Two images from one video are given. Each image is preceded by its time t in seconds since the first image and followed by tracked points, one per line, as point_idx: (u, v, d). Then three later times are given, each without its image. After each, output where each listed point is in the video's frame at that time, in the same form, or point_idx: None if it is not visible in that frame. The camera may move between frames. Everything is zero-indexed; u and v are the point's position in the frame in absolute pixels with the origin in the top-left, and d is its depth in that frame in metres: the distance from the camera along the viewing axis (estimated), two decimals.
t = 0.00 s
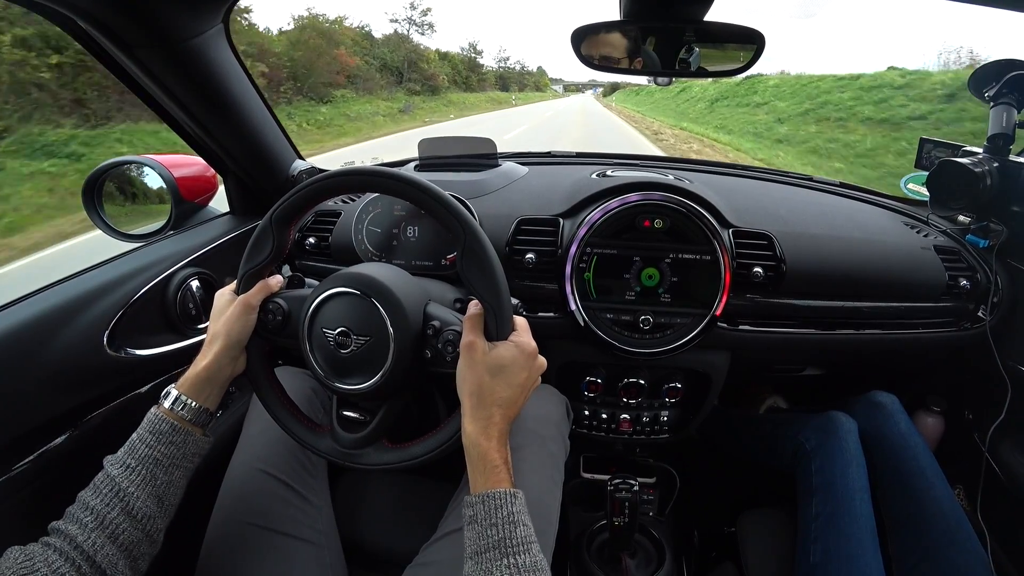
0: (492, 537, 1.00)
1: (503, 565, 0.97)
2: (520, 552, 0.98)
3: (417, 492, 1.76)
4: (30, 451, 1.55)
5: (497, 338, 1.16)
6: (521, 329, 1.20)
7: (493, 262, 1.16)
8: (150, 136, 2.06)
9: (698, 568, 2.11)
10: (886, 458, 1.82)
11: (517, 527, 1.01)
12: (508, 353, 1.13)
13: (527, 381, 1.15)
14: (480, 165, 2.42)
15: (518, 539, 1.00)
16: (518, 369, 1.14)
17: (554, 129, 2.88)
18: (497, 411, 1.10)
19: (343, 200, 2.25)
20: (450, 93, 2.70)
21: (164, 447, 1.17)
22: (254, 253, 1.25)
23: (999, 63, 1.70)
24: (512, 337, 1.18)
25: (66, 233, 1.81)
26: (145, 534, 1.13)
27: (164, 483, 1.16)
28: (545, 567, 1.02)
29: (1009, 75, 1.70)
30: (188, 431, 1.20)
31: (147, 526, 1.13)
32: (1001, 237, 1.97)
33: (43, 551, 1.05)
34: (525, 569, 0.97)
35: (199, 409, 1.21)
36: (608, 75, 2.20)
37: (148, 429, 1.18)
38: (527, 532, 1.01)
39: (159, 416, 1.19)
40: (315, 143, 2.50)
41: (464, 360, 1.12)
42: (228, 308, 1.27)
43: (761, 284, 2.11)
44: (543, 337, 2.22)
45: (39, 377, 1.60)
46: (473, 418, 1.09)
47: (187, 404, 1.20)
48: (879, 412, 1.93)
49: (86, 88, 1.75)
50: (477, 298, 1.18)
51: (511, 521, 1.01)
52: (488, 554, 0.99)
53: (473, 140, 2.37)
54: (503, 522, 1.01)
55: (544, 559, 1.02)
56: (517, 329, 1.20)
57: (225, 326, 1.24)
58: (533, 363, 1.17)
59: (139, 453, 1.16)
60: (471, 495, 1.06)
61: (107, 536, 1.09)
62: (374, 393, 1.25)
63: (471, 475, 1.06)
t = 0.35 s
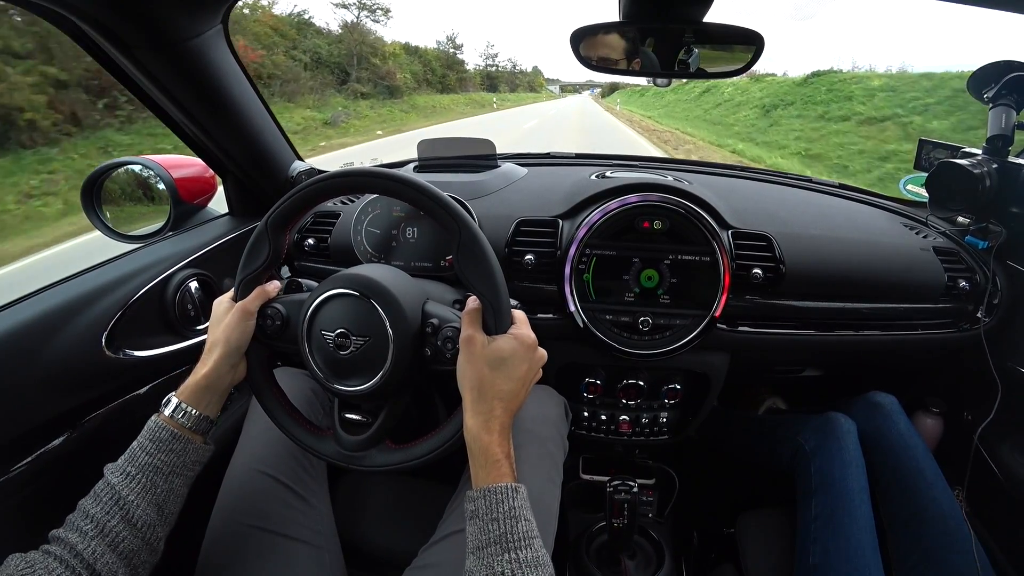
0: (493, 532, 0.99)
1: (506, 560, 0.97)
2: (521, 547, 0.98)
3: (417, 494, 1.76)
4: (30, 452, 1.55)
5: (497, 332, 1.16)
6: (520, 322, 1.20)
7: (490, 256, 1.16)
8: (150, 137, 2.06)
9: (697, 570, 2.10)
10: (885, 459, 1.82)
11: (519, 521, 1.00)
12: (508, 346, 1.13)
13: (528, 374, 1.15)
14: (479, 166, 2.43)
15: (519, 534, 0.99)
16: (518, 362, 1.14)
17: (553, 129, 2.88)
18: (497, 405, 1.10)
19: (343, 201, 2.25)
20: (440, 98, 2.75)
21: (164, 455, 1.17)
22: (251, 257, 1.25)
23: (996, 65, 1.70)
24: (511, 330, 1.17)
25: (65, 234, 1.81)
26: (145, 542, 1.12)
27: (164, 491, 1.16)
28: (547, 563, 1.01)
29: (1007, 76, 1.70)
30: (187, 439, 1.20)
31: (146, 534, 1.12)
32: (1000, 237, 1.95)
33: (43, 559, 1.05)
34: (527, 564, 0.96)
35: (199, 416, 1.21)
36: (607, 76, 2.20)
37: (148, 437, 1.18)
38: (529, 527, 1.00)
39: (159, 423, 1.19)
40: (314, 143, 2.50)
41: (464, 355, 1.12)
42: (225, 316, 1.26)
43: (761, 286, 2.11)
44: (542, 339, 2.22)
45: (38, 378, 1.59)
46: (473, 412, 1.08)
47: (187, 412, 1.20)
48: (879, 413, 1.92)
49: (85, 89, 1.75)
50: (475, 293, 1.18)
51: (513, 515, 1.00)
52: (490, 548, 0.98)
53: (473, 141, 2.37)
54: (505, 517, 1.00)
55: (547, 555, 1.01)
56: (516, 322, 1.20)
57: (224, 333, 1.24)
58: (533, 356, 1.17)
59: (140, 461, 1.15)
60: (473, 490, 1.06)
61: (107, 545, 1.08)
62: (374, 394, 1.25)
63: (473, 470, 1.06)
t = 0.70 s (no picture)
0: (493, 532, 0.99)
1: (505, 560, 0.96)
2: (521, 548, 0.98)
3: (416, 495, 1.75)
4: (28, 453, 1.55)
5: (496, 333, 1.16)
6: (520, 322, 1.20)
7: (489, 257, 1.15)
8: (149, 138, 2.06)
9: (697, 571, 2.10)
10: (885, 459, 1.82)
11: (518, 522, 1.00)
12: (507, 346, 1.13)
13: (528, 374, 1.15)
14: (480, 168, 2.43)
15: (520, 534, 0.99)
16: (517, 363, 1.14)
17: (552, 130, 2.89)
18: (497, 406, 1.10)
19: (342, 202, 2.25)
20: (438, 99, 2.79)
21: (160, 454, 1.16)
22: (250, 258, 1.24)
23: (995, 65, 1.71)
24: (511, 331, 1.17)
25: (65, 235, 1.81)
26: (139, 541, 1.12)
27: (160, 491, 1.15)
28: (547, 563, 1.01)
29: (1006, 77, 1.70)
30: (185, 439, 1.19)
31: (141, 534, 1.12)
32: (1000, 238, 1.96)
33: (37, 556, 1.05)
34: (527, 565, 0.96)
35: (197, 417, 1.21)
36: (606, 76, 2.20)
37: (145, 437, 1.17)
38: (528, 528, 1.00)
39: (156, 423, 1.19)
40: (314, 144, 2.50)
41: (463, 355, 1.12)
42: (224, 317, 1.26)
43: (760, 286, 2.11)
44: (542, 340, 2.21)
45: (37, 378, 1.59)
46: (474, 413, 1.08)
47: (185, 412, 1.20)
48: (878, 414, 1.93)
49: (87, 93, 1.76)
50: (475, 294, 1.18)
51: (513, 516, 1.00)
52: (489, 549, 0.98)
53: (472, 142, 2.37)
54: (505, 517, 1.00)
55: (547, 555, 1.01)
56: (516, 323, 1.20)
57: (223, 334, 1.24)
58: (533, 356, 1.17)
59: (136, 460, 1.15)
60: (473, 491, 1.06)
61: (101, 543, 1.08)
62: (373, 396, 1.25)
63: (473, 471, 1.06)
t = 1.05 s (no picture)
0: (494, 531, 0.99)
1: (506, 559, 0.96)
2: (523, 546, 0.98)
3: (416, 495, 1.76)
4: (29, 453, 1.55)
5: (497, 332, 1.16)
6: (520, 321, 1.20)
7: (489, 256, 1.16)
8: (150, 139, 2.06)
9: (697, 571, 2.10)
10: (886, 459, 1.82)
11: (519, 521, 1.00)
12: (508, 345, 1.13)
13: (528, 373, 1.15)
14: (481, 168, 2.43)
15: (520, 533, 0.99)
16: (518, 361, 1.14)
17: (552, 130, 2.89)
18: (498, 404, 1.10)
19: (343, 202, 2.25)
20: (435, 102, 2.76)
21: (162, 456, 1.16)
22: (251, 259, 1.24)
23: (996, 65, 1.71)
24: (511, 329, 1.17)
25: (66, 236, 1.81)
26: (140, 543, 1.12)
27: (161, 492, 1.16)
28: (549, 562, 1.01)
29: (1007, 77, 1.70)
30: (186, 441, 1.20)
31: (142, 535, 1.12)
32: (1000, 238, 1.97)
33: (37, 558, 1.05)
34: (528, 563, 0.96)
35: (198, 419, 1.21)
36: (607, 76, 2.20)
37: (146, 438, 1.17)
38: (530, 526, 1.00)
39: (157, 424, 1.19)
40: (315, 144, 2.51)
41: (464, 355, 1.12)
42: (226, 318, 1.26)
43: (760, 287, 2.11)
44: (542, 340, 2.22)
45: (38, 378, 1.60)
46: (475, 412, 1.09)
47: (186, 413, 1.20)
48: (879, 414, 1.93)
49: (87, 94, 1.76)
50: (475, 293, 1.18)
51: (514, 514, 1.00)
52: (491, 548, 0.98)
53: (473, 142, 2.37)
54: (506, 516, 1.00)
55: (548, 554, 1.01)
56: (516, 321, 1.20)
57: (224, 334, 1.24)
58: (534, 355, 1.17)
59: (137, 462, 1.15)
60: (475, 489, 1.06)
61: (102, 544, 1.08)
62: (374, 396, 1.25)
63: (474, 469, 1.06)
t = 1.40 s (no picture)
0: (494, 529, 0.99)
1: (506, 558, 0.96)
2: (523, 545, 0.97)
3: (417, 495, 1.75)
4: (29, 453, 1.55)
5: (496, 331, 1.16)
6: (520, 319, 1.20)
7: (489, 254, 1.15)
8: (150, 138, 2.06)
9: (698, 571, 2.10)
10: (887, 459, 1.82)
11: (519, 519, 1.00)
12: (507, 344, 1.13)
13: (528, 372, 1.15)
14: (481, 168, 2.43)
15: (521, 531, 0.99)
16: (518, 360, 1.13)
17: (552, 130, 2.89)
18: (498, 403, 1.10)
19: (343, 202, 2.25)
20: (405, 99, 2.66)
21: (161, 455, 1.16)
22: (251, 258, 1.24)
23: (995, 66, 1.71)
24: (511, 328, 1.17)
25: (66, 236, 1.81)
26: (139, 543, 1.12)
27: (160, 492, 1.15)
28: (549, 560, 1.00)
29: (1007, 77, 1.70)
30: (186, 441, 1.19)
31: (141, 535, 1.12)
32: (1001, 239, 1.95)
33: (35, 557, 1.05)
34: (528, 562, 0.96)
35: (198, 419, 1.21)
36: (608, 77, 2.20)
37: (146, 438, 1.17)
38: (530, 525, 1.00)
39: (157, 424, 1.19)
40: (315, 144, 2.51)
41: (464, 353, 1.12)
42: (226, 318, 1.26)
43: (760, 287, 2.11)
44: (542, 340, 2.21)
45: (37, 378, 1.59)
46: (475, 411, 1.09)
47: (186, 413, 1.20)
48: (879, 414, 1.92)
49: (89, 93, 1.76)
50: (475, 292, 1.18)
51: (514, 513, 1.00)
52: (491, 546, 0.98)
53: (473, 142, 2.37)
54: (506, 514, 1.00)
55: (548, 553, 1.01)
56: (516, 320, 1.20)
57: (224, 334, 1.24)
58: (534, 354, 1.17)
59: (136, 461, 1.15)
60: (475, 488, 1.06)
61: (100, 544, 1.07)
62: (374, 395, 1.25)
63: (474, 468, 1.06)
